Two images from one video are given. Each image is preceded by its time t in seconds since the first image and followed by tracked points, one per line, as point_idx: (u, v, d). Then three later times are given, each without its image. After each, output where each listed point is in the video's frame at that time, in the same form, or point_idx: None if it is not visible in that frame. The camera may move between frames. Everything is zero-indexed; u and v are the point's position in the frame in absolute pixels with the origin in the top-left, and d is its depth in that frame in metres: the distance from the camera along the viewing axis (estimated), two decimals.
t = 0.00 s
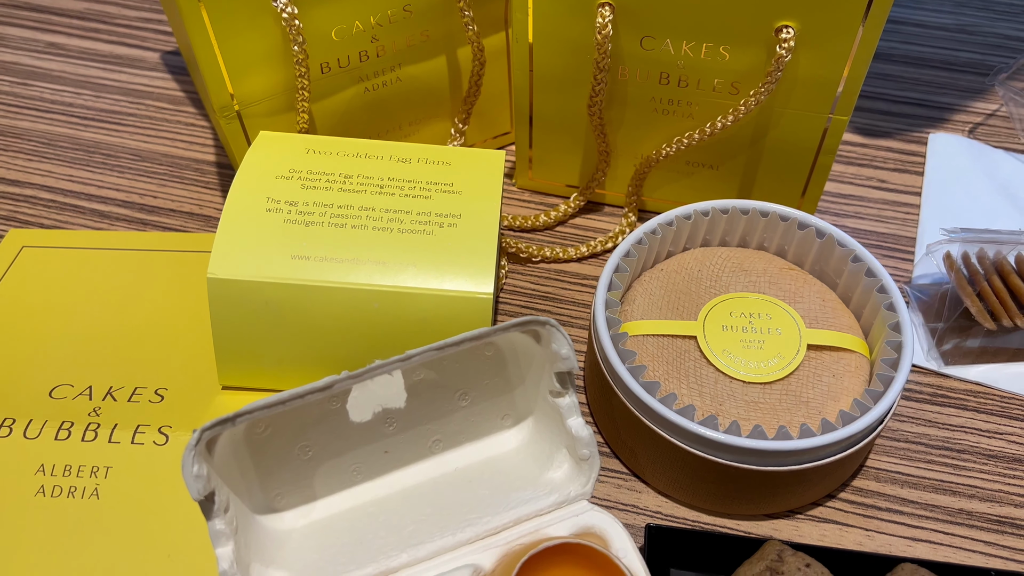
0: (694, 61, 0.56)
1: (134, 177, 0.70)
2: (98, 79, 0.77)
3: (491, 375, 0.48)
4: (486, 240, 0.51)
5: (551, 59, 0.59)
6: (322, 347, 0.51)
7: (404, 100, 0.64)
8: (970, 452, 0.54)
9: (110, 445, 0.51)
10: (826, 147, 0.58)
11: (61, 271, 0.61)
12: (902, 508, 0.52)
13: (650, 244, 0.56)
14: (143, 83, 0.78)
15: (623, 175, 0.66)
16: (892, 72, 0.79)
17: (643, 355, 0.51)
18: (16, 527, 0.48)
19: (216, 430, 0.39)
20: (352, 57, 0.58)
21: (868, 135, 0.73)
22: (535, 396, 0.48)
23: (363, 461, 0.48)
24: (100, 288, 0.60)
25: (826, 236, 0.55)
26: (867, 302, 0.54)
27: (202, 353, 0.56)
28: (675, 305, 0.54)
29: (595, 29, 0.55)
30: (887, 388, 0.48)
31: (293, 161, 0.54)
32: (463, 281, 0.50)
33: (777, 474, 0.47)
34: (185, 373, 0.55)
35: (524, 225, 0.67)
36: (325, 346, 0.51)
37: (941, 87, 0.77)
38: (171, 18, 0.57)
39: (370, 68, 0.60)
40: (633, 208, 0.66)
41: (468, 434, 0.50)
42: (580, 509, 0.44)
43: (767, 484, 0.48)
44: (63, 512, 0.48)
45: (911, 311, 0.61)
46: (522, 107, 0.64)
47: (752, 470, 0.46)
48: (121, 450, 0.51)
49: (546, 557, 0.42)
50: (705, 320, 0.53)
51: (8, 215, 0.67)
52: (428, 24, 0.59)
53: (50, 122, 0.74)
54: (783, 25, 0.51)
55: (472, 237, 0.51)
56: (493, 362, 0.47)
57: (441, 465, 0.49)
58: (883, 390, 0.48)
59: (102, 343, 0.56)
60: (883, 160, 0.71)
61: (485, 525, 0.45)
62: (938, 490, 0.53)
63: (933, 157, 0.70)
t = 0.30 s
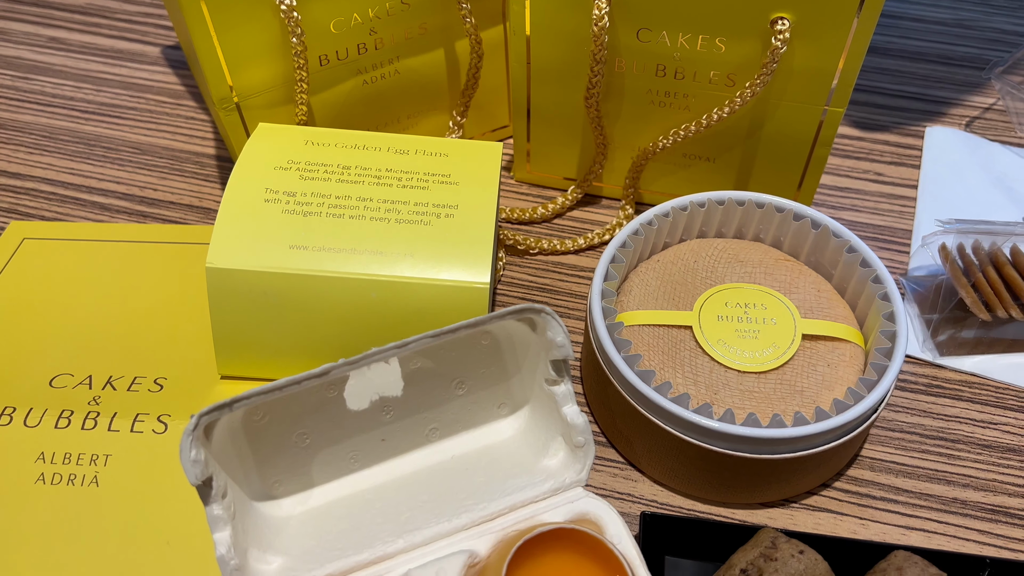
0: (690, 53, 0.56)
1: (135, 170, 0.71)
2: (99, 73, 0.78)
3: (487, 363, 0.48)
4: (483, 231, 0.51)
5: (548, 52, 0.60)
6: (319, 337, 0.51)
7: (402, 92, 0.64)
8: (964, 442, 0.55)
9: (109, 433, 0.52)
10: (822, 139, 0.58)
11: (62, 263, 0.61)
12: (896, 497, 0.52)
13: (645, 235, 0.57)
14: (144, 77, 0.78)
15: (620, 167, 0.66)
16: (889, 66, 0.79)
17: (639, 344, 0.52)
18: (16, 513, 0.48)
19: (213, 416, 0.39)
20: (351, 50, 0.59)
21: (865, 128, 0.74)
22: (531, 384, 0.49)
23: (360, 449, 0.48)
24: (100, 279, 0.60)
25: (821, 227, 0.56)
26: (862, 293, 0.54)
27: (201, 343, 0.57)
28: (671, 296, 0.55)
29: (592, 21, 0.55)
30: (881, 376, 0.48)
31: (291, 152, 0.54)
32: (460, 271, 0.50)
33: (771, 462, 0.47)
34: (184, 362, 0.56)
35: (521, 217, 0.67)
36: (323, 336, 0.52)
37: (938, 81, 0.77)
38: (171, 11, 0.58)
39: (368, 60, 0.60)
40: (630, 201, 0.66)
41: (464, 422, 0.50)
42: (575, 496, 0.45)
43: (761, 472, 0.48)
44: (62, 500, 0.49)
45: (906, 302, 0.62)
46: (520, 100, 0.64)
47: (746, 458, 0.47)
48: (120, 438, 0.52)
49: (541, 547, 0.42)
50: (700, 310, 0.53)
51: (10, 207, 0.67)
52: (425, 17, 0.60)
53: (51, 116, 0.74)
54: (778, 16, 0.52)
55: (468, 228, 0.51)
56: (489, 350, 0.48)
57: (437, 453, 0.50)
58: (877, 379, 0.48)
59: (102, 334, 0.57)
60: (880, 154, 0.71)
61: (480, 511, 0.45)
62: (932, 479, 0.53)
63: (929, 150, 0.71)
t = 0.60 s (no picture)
0: (685, 48, 0.56)
1: (134, 165, 0.71)
2: (98, 69, 0.78)
3: (481, 356, 0.49)
4: (478, 224, 0.52)
5: (544, 47, 0.60)
6: (316, 331, 0.52)
7: (399, 88, 0.64)
8: (958, 436, 0.55)
9: (106, 425, 0.52)
10: (817, 134, 0.58)
11: (60, 257, 0.61)
12: (890, 491, 0.52)
13: (640, 229, 0.57)
14: (143, 73, 0.78)
15: (616, 163, 0.66)
16: (886, 63, 0.79)
17: (633, 338, 0.52)
18: (14, 504, 0.49)
19: (208, 406, 0.40)
20: (347, 45, 0.59)
21: (862, 124, 0.74)
22: (525, 377, 0.49)
23: (355, 441, 0.49)
24: (98, 273, 0.60)
25: (816, 222, 0.56)
26: (856, 287, 0.54)
27: (197, 336, 0.57)
28: (666, 290, 0.55)
29: (587, 16, 0.56)
30: (874, 369, 0.49)
31: (288, 146, 0.55)
32: (455, 264, 0.50)
33: (764, 454, 0.47)
34: (181, 355, 0.56)
35: (518, 212, 0.67)
36: (318, 329, 0.52)
37: (935, 78, 0.77)
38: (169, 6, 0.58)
39: (365, 55, 0.60)
40: (626, 196, 0.66)
41: (459, 414, 0.50)
42: (568, 488, 0.45)
43: (755, 465, 0.48)
44: (58, 491, 0.49)
45: (901, 298, 0.62)
46: (516, 95, 0.64)
47: (739, 450, 0.47)
48: (117, 430, 0.52)
49: (532, 538, 0.42)
50: (695, 304, 0.53)
51: (9, 201, 0.67)
52: (422, 12, 0.60)
53: (50, 111, 0.75)
54: (773, 11, 0.52)
55: (463, 222, 0.52)
56: (484, 343, 0.48)
57: (432, 445, 0.50)
58: (870, 372, 0.49)
59: (99, 327, 0.57)
60: (876, 150, 0.71)
61: (474, 503, 0.45)
62: (926, 473, 0.53)
63: (925, 146, 0.71)
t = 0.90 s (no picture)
0: (679, 45, 0.56)
1: (132, 160, 0.71)
2: (97, 65, 0.79)
3: (474, 349, 0.49)
4: (472, 219, 0.52)
5: (539, 44, 0.60)
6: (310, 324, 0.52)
7: (395, 84, 0.65)
8: (948, 431, 0.55)
9: (102, 417, 0.53)
10: (810, 130, 0.59)
11: (58, 251, 0.62)
12: (880, 485, 0.53)
13: (634, 225, 0.57)
14: (141, 70, 0.79)
15: (611, 159, 0.67)
16: (882, 61, 0.79)
17: (625, 332, 0.52)
18: (11, 494, 0.49)
19: (201, 396, 0.40)
20: (344, 41, 0.59)
21: (856, 122, 0.74)
22: (517, 370, 0.49)
23: (349, 433, 0.49)
24: (95, 267, 0.61)
25: (808, 218, 0.56)
26: (847, 282, 0.55)
27: (193, 329, 0.57)
28: (658, 285, 0.55)
29: (581, 13, 0.56)
30: (864, 364, 0.49)
31: (284, 141, 0.55)
32: (449, 258, 0.51)
33: (754, 448, 0.47)
34: (177, 348, 0.56)
35: (513, 208, 0.67)
36: (312, 322, 0.52)
37: (930, 76, 0.78)
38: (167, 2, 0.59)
39: (361, 51, 0.61)
40: (621, 192, 0.66)
41: (452, 407, 0.51)
42: (559, 480, 0.45)
43: (745, 458, 0.49)
44: (54, 482, 0.50)
45: (893, 294, 0.62)
46: (512, 91, 0.65)
47: (729, 443, 0.47)
48: (113, 422, 0.52)
49: (523, 530, 0.43)
50: (687, 299, 0.54)
51: (8, 196, 0.68)
52: (418, 8, 0.60)
53: (49, 107, 0.75)
54: (765, 8, 0.52)
55: (457, 216, 0.52)
56: (476, 336, 0.48)
57: (425, 437, 0.50)
58: (860, 366, 0.49)
59: (96, 320, 0.57)
60: (870, 147, 0.72)
61: (465, 494, 0.46)
62: (916, 467, 0.54)
63: (919, 144, 0.71)
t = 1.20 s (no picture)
0: (675, 39, 0.57)
1: (132, 153, 0.72)
2: (98, 59, 0.79)
3: (469, 338, 0.49)
4: (467, 210, 0.52)
5: (536, 38, 0.61)
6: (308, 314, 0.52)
7: (394, 78, 0.65)
8: (940, 423, 0.56)
9: (100, 404, 0.53)
10: (804, 124, 0.59)
11: (58, 241, 0.62)
12: (872, 476, 0.53)
13: (629, 217, 0.58)
14: (142, 63, 0.79)
15: (607, 153, 0.67)
16: (878, 57, 0.80)
17: (619, 323, 0.53)
18: (10, 479, 0.49)
19: (198, 381, 0.41)
20: (342, 34, 0.60)
21: (852, 118, 0.74)
22: (512, 360, 0.50)
23: (345, 421, 0.49)
24: (95, 257, 0.61)
25: (801, 210, 0.56)
26: (840, 274, 0.55)
27: (191, 318, 0.58)
28: (653, 277, 0.56)
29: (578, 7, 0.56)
30: (855, 354, 0.49)
31: (282, 133, 0.56)
32: (445, 249, 0.51)
33: (746, 437, 0.48)
34: (175, 337, 0.57)
35: (510, 201, 0.68)
36: (309, 312, 0.52)
37: (925, 72, 0.78)
38: None
39: (360, 44, 0.61)
40: (617, 185, 0.67)
41: (447, 396, 0.51)
42: (552, 468, 0.46)
43: (738, 448, 0.49)
44: (52, 468, 0.50)
45: (887, 288, 0.63)
46: (509, 85, 0.65)
47: (722, 433, 0.48)
48: (112, 409, 0.53)
49: (516, 515, 0.43)
50: (681, 290, 0.54)
51: (8, 187, 0.68)
52: (416, 2, 0.61)
53: (50, 100, 0.76)
54: (760, 2, 0.52)
55: (453, 207, 0.53)
56: (472, 325, 0.49)
57: (420, 426, 0.51)
58: (852, 357, 0.49)
59: (96, 309, 0.58)
60: (866, 143, 0.72)
61: (459, 481, 0.46)
62: (908, 458, 0.54)
63: (914, 139, 0.71)
